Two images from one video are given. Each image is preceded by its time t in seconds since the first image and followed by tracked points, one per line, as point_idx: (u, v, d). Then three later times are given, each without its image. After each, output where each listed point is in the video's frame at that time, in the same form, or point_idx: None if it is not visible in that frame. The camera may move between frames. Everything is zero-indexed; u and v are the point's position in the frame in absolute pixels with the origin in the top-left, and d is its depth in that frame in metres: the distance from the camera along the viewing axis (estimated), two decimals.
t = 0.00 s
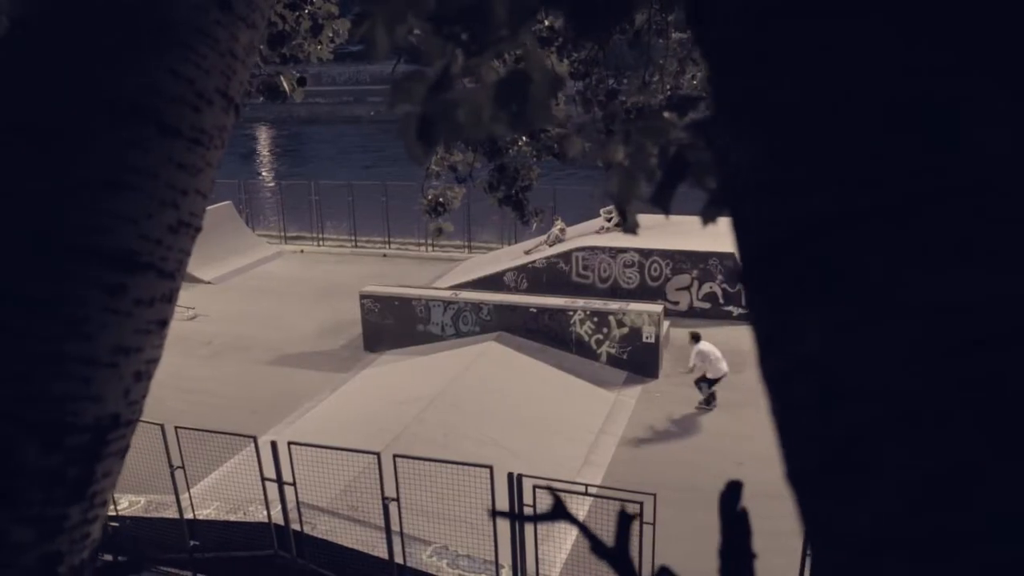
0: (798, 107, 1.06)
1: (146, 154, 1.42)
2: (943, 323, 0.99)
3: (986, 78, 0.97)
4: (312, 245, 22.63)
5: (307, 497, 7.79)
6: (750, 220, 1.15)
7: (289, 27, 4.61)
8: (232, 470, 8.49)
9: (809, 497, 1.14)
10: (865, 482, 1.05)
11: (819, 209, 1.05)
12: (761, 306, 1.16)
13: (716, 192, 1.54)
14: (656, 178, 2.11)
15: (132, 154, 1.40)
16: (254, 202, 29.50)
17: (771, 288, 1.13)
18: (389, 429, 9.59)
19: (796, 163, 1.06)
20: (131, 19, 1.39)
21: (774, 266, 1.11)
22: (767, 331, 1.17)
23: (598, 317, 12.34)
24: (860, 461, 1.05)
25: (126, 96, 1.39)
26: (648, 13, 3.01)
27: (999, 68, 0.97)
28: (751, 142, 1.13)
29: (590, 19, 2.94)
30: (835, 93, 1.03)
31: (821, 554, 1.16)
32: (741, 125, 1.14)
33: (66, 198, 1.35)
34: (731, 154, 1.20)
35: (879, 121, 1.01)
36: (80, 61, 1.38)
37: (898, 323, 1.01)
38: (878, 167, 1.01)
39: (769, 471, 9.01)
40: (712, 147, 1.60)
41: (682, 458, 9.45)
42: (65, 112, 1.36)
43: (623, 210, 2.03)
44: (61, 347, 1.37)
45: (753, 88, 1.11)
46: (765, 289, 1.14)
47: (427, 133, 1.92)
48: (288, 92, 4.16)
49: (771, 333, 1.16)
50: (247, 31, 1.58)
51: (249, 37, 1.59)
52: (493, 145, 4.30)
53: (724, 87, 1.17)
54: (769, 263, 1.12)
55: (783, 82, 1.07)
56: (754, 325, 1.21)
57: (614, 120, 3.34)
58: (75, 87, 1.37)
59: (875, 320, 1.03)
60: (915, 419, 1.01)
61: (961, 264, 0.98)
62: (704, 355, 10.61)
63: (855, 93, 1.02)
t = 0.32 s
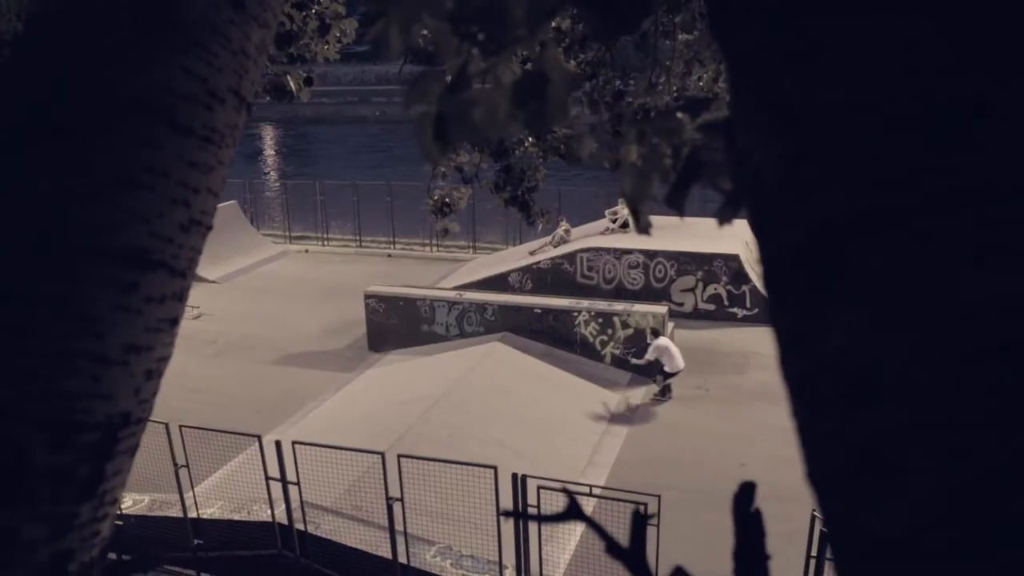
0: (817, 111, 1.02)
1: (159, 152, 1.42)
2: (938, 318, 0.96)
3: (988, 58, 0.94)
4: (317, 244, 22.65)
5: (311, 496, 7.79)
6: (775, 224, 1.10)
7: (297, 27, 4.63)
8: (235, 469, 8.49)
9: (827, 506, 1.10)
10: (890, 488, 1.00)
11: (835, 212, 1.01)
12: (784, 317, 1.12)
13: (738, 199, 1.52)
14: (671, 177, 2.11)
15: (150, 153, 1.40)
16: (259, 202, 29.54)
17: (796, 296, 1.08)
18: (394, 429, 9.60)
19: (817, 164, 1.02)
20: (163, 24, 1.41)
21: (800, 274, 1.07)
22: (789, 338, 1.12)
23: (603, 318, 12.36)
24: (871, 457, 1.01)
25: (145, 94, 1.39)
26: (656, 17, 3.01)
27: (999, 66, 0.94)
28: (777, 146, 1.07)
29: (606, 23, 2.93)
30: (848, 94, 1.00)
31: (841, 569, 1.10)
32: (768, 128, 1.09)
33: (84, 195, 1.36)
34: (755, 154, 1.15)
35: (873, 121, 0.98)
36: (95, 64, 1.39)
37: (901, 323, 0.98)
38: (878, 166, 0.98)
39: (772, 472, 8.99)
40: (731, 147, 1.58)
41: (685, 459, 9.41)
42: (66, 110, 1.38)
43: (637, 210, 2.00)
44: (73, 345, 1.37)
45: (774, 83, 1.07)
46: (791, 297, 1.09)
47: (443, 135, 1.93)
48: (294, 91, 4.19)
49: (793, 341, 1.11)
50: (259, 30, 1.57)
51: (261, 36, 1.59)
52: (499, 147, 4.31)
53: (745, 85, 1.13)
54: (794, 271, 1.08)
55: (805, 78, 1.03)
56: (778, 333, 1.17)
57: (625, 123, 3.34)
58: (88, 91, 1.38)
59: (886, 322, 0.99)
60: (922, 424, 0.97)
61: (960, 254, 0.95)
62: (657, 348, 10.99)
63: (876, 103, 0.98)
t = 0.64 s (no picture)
0: (835, 115, 1.05)
1: (172, 151, 1.41)
2: (954, 314, 0.97)
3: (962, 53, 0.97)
4: (321, 245, 22.66)
5: (316, 496, 7.80)
6: (796, 225, 1.13)
7: (304, 28, 4.63)
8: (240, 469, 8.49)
9: (847, 506, 1.11)
10: (909, 490, 1.00)
11: (862, 210, 1.03)
12: (805, 320, 1.15)
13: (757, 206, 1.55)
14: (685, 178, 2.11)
15: (164, 151, 1.40)
16: (265, 202, 29.57)
17: (820, 298, 1.10)
18: (398, 429, 9.62)
19: (836, 165, 1.05)
20: (161, 15, 1.40)
21: (822, 272, 1.09)
22: (813, 341, 1.13)
23: (608, 320, 12.36)
24: (893, 457, 1.02)
25: (157, 93, 1.39)
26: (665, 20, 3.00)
27: (994, 68, 0.96)
28: (798, 146, 1.11)
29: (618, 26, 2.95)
30: (867, 98, 1.02)
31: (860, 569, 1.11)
32: (789, 129, 1.12)
33: (93, 193, 1.36)
34: (777, 155, 1.18)
35: (875, 127, 1.02)
36: (109, 62, 1.39)
37: (912, 326, 1.00)
38: (886, 176, 1.01)
39: (776, 475, 8.99)
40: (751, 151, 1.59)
41: (690, 461, 9.41)
42: (72, 111, 1.38)
43: (649, 212, 2.01)
44: (86, 345, 1.38)
45: (793, 89, 1.11)
46: (811, 298, 1.11)
47: (458, 134, 2.02)
48: (301, 93, 4.20)
49: (817, 343, 1.12)
50: (273, 29, 1.57)
51: (274, 36, 1.59)
52: (505, 149, 4.31)
53: (766, 88, 1.17)
54: (808, 273, 1.11)
55: (812, 86, 1.08)
56: (798, 333, 1.19)
57: (634, 126, 3.35)
58: (102, 88, 1.38)
59: (905, 326, 1.00)
60: (949, 425, 0.96)
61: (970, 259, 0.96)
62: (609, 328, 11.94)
63: (891, 105, 1.01)
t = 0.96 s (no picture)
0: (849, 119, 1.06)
1: (183, 149, 1.41)
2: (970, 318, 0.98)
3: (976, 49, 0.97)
4: (326, 245, 22.67)
5: (319, 496, 7.81)
6: (810, 224, 1.13)
7: (311, 29, 4.62)
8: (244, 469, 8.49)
9: (866, 507, 1.12)
10: (925, 491, 1.01)
11: (875, 212, 1.03)
12: (819, 322, 1.15)
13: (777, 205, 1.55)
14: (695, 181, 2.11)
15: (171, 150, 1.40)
16: (270, 202, 29.58)
17: (833, 298, 1.10)
18: (402, 430, 9.63)
19: (852, 167, 1.05)
20: (167, 16, 1.40)
21: (837, 270, 1.10)
22: (828, 343, 1.13)
23: (612, 322, 12.34)
24: (914, 458, 1.03)
25: (166, 92, 1.39)
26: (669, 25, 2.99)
27: (995, 71, 0.96)
28: (811, 146, 1.11)
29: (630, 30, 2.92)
30: (873, 99, 1.03)
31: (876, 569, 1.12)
32: (802, 128, 1.12)
33: (104, 195, 1.37)
34: (790, 157, 1.18)
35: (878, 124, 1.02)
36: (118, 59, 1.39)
37: (929, 328, 1.00)
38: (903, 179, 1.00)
39: (780, 478, 8.98)
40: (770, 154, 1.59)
41: (694, 464, 9.40)
42: (85, 108, 1.38)
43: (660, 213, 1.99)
44: (93, 342, 1.38)
45: (808, 88, 1.10)
46: (826, 302, 1.12)
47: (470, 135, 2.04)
48: (308, 92, 4.18)
49: (832, 345, 1.12)
50: (283, 30, 1.57)
51: (285, 36, 1.59)
52: (511, 153, 4.32)
53: (780, 89, 1.17)
54: (824, 272, 1.11)
55: (829, 87, 1.07)
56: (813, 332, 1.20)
57: (639, 129, 3.34)
58: (108, 88, 1.38)
59: (922, 329, 1.01)
60: (957, 429, 0.98)
61: (987, 263, 0.96)
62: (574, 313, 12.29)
63: (892, 104, 1.02)
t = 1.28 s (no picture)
0: (876, 121, 1.07)
1: (197, 149, 1.42)
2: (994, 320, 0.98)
3: (1001, 47, 0.97)
4: (332, 246, 22.69)
5: (324, 497, 7.82)
6: (835, 224, 1.13)
7: (319, 29, 4.61)
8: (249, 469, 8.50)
9: (890, 508, 1.12)
10: (952, 491, 1.01)
11: (903, 210, 1.04)
12: (843, 324, 1.15)
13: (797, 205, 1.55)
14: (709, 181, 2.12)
15: (185, 150, 1.40)
16: (276, 204, 29.61)
17: (858, 297, 1.10)
18: (407, 431, 9.63)
19: (882, 169, 1.06)
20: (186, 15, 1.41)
21: (861, 271, 1.10)
22: (852, 343, 1.14)
23: (617, 324, 12.34)
24: (936, 461, 1.02)
25: (180, 91, 1.40)
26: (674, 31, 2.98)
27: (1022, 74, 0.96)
28: (840, 146, 1.11)
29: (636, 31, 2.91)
30: (904, 102, 1.04)
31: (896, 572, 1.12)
32: (830, 129, 1.12)
33: (119, 194, 1.37)
34: (815, 158, 1.19)
35: (906, 122, 1.04)
36: (141, 58, 1.40)
37: (950, 330, 1.00)
38: (947, 175, 1.00)
39: (786, 481, 8.98)
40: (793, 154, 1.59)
41: (699, 466, 9.39)
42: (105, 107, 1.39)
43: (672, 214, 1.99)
44: (105, 340, 1.38)
45: (841, 90, 1.11)
46: (851, 304, 1.12)
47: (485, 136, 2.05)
48: (318, 93, 4.17)
49: (856, 346, 1.13)
50: (296, 30, 1.57)
51: (298, 35, 1.59)
52: (518, 155, 4.30)
53: (807, 91, 1.18)
54: (846, 272, 1.11)
55: (868, 87, 1.08)
56: (838, 333, 1.21)
57: (647, 130, 3.32)
58: (129, 88, 1.39)
59: (942, 330, 1.00)
60: (988, 429, 0.97)
61: (1009, 267, 0.96)
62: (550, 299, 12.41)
63: (923, 106, 1.02)
